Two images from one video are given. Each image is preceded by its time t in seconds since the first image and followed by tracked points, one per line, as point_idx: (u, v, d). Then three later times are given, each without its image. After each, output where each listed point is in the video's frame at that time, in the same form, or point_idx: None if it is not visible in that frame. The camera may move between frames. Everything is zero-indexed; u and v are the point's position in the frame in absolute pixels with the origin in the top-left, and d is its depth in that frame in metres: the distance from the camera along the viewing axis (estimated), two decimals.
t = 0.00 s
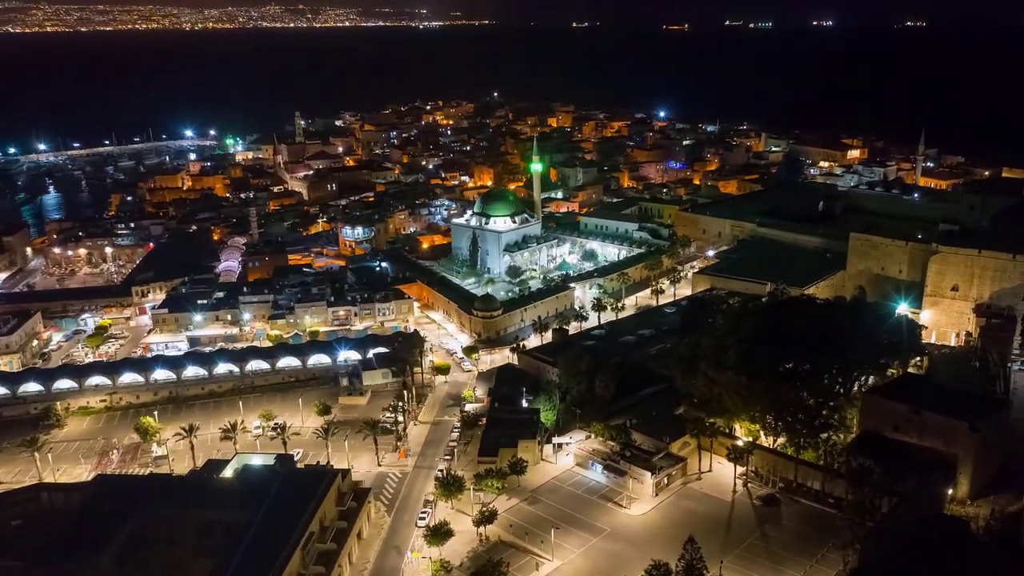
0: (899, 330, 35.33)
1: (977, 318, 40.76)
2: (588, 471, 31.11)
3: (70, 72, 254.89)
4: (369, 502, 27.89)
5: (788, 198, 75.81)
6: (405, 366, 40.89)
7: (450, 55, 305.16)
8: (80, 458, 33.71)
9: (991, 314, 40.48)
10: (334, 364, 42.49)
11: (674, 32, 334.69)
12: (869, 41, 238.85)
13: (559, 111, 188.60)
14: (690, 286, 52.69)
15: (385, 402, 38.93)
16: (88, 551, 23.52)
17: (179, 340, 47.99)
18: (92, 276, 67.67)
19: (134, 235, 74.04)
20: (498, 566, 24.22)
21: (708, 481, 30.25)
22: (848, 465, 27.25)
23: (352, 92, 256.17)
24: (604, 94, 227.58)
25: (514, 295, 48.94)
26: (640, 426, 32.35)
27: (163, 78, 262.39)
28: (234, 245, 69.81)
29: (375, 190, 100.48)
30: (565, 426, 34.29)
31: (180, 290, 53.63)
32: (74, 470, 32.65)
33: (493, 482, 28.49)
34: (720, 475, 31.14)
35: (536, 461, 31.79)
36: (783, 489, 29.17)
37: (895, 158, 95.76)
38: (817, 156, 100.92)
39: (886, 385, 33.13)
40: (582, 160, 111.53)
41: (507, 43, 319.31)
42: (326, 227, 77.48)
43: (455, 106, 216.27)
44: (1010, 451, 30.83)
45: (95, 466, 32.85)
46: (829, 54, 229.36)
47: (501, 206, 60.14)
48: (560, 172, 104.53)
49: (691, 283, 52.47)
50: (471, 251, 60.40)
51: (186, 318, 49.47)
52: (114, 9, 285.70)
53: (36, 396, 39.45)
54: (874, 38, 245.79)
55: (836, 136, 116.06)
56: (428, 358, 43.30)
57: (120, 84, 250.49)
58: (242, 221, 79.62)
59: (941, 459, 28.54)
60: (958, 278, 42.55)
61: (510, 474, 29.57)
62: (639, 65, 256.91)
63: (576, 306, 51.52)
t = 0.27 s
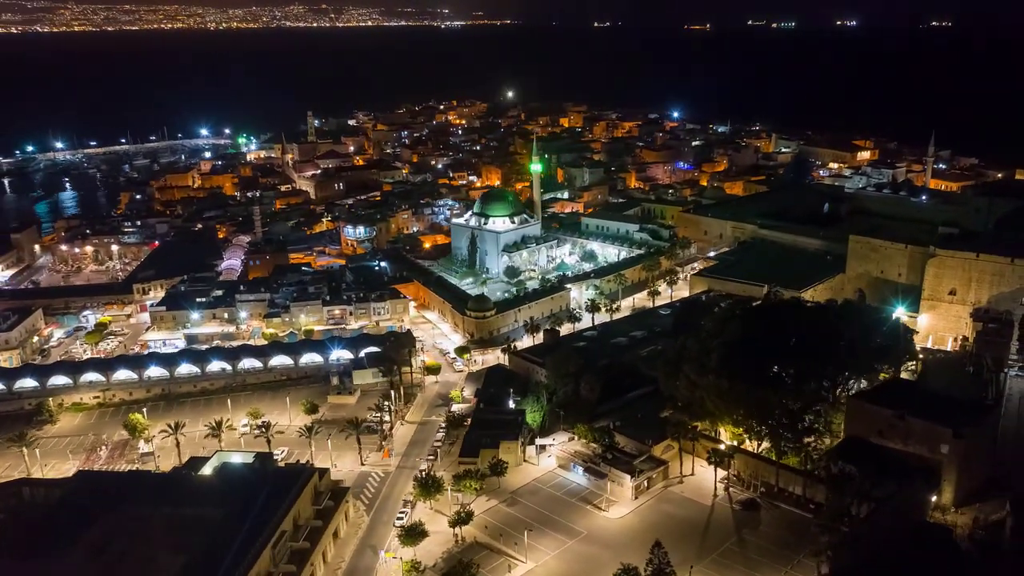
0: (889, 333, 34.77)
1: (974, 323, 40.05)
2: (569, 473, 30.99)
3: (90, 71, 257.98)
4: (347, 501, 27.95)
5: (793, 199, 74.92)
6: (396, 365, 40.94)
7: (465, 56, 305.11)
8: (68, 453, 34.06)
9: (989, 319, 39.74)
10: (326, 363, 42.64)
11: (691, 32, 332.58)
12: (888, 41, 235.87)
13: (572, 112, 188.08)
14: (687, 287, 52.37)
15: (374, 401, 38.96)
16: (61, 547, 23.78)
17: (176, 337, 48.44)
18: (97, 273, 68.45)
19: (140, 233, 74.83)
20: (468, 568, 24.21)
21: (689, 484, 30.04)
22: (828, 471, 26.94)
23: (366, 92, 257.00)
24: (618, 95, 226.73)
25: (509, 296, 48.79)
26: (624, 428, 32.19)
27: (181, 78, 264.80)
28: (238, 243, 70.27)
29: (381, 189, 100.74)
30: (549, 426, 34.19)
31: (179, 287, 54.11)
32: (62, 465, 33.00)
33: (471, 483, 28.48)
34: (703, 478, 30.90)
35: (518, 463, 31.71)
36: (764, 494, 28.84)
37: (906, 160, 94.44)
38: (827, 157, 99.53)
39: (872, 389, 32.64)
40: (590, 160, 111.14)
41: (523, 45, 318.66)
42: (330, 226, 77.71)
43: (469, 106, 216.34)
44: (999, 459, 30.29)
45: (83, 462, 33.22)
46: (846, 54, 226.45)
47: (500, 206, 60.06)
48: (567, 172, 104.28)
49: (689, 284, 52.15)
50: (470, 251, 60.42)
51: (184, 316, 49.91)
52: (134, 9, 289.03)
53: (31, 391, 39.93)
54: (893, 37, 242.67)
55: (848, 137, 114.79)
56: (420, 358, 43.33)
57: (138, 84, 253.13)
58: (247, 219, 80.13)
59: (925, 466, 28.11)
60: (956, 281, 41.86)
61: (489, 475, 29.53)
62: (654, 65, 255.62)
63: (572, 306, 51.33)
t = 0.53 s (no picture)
0: (877, 338, 34.32)
1: (970, 328, 39.37)
2: (547, 474, 30.87)
3: (112, 71, 261.45)
4: (322, 499, 28.02)
5: (799, 201, 74.01)
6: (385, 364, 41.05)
7: (483, 56, 304.89)
8: (57, 448, 34.48)
9: (985, 325, 38.99)
10: (317, 361, 42.82)
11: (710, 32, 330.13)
12: (909, 40, 232.58)
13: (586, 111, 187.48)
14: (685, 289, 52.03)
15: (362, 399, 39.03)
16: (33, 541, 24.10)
17: (173, 334, 48.99)
18: (103, 270, 69.35)
19: (147, 230, 75.72)
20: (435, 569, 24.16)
21: (667, 488, 29.82)
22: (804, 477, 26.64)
23: (383, 91, 257.94)
24: (634, 95, 225.67)
25: (503, 296, 48.69)
26: (605, 430, 32.00)
27: (200, 77, 267.39)
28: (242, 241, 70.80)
29: (389, 188, 101.05)
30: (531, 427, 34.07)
31: (179, 285, 54.63)
32: (49, 459, 33.42)
33: (446, 483, 28.46)
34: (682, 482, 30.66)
35: (498, 463, 31.63)
36: (742, 498, 28.53)
37: (919, 162, 93.07)
38: (838, 158, 98.08)
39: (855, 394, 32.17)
40: (599, 160, 110.74)
41: (541, 44, 318.05)
42: (334, 224, 78.00)
43: (483, 105, 216.41)
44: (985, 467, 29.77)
45: (70, 456, 33.59)
46: (867, 53, 223.14)
47: (499, 206, 60.04)
48: (574, 172, 103.97)
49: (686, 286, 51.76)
50: (469, 251, 60.43)
51: (181, 313, 50.37)
52: (155, 9, 292.54)
53: (26, 386, 40.48)
54: (914, 36, 239.16)
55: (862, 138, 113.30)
56: (411, 357, 43.38)
57: (157, 83, 256.10)
58: (253, 217, 80.72)
59: (906, 473, 27.68)
60: (953, 285, 41.19)
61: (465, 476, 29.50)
62: (671, 66, 254.17)
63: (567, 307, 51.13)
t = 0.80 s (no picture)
0: (867, 341, 33.93)
1: (963, 332, 38.88)
2: (529, 475, 30.85)
3: (130, 71, 264.29)
4: (300, 498, 28.16)
5: (804, 202, 73.26)
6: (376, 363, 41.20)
7: (498, 56, 304.68)
8: (47, 443, 34.96)
9: (978, 330, 38.50)
10: (310, 360, 43.09)
11: (727, 32, 328.00)
12: (928, 40, 229.65)
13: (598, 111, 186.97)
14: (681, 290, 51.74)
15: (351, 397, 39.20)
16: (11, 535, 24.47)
17: (171, 332, 49.46)
18: (109, 267, 70.24)
19: (153, 228, 76.56)
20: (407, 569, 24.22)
21: (648, 490, 29.72)
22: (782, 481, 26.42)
23: (397, 91, 258.62)
24: (648, 94, 224.68)
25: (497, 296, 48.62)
26: (588, 431, 31.92)
27: (217, 77, 269.44)
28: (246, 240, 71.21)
29: (396, 187, 101.37)
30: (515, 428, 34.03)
31: (180, 282, 55.01)
32: (39, 454, 33.88)
33: (424, 483, 28.53)
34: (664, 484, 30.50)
35: (479, 464, 31.66)
36: (721, 502, 28.40)
37: (931, 163, 91.81)
38: (847, 160, 96.96)
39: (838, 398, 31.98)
40: (607, 160, 110.40)
41: (556, 44, 317.52)
42: (339, 223, 78.42)
43: (496, 104, 216.42)
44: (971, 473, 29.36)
45: (60, 452, 34.04)
46: (885, 54, 220.28)
47: (498, 206, 60.02)
48: (581, 172, 103.70)
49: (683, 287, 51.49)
50: (468, 250, 60.46)
51: (179, 310, 50.75)
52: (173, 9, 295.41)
53: (23, 381, 41.08)
54: (934, 37, 236.01)
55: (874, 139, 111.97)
56: (402, 356, 43.51)
57: (175, 82, 258.79)
58: (258, 215, 81.29)
59: (888, 479, 27.40)
60: (948, 289, 40.70)
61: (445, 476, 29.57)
62: (686, 66, 252.75)
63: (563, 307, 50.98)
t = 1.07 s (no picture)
0: (855, 345, 33.47)
1: (957, 337, 38.25)
2: (507, 476, 30.77)
3: (151, 71, 267.20)
4: (276, 495, 28.30)
5: (810, 204, 72.38)
6: (366, 362, 41.27)
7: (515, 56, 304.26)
8: (37, 438, 35.40)
9: (973, 335, 37.82)
10: (301, 357, 43.30)
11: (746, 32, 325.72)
12: (950, 41, 226.32)
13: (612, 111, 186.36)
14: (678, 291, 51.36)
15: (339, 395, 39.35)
16: None
17: (169, 329, 50.01)
18: (116, 264, 71.13)
19: (161, 226, 77.44)
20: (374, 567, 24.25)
21: (625, 493, 29.51)
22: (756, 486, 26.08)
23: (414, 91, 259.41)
24: (664, 95, 223.57)
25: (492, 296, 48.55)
26: (568, 433, 31.77)
27: (235, 76, 271.67)
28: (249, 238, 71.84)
29: (403, 186, 101.65)
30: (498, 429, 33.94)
31: (180, 280, 55.60)
32: (27, 449, 34.32)
33: (400, 483, 28.57)
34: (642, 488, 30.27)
35: (459, 464, 31.63)
36: (697, 506, 28.13)
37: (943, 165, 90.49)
38: (858, 162, 95.65)
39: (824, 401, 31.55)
40: (616, 161, 109.99)
41: (573, 44, 316.99)
42: (343, 221, 78.78)
43: (510, 104, 216.42)
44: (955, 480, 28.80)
45: (48, 447, 34.46)
46: (906, 54, 217.05)
47: (498, 206, 59.99)
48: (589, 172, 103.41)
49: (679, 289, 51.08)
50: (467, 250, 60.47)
51: (177, 308, 51.30)
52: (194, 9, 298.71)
53: (18, 376, 41.63)
54: (957, 38, 232.51)
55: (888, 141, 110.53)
56: (393, 355, 43.56)
57: (194, 81, 261.59)
58: (264, 214, 81.86)
59: (866, 486, 26.96)
60: (944, 293, 40.07)
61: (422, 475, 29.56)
62: (703, 66, 251.12)
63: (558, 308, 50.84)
